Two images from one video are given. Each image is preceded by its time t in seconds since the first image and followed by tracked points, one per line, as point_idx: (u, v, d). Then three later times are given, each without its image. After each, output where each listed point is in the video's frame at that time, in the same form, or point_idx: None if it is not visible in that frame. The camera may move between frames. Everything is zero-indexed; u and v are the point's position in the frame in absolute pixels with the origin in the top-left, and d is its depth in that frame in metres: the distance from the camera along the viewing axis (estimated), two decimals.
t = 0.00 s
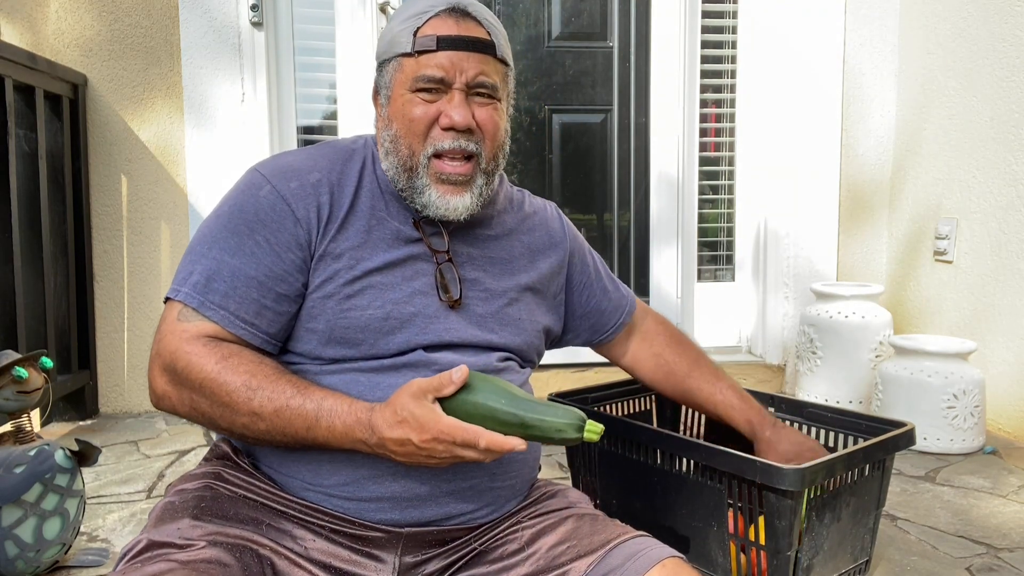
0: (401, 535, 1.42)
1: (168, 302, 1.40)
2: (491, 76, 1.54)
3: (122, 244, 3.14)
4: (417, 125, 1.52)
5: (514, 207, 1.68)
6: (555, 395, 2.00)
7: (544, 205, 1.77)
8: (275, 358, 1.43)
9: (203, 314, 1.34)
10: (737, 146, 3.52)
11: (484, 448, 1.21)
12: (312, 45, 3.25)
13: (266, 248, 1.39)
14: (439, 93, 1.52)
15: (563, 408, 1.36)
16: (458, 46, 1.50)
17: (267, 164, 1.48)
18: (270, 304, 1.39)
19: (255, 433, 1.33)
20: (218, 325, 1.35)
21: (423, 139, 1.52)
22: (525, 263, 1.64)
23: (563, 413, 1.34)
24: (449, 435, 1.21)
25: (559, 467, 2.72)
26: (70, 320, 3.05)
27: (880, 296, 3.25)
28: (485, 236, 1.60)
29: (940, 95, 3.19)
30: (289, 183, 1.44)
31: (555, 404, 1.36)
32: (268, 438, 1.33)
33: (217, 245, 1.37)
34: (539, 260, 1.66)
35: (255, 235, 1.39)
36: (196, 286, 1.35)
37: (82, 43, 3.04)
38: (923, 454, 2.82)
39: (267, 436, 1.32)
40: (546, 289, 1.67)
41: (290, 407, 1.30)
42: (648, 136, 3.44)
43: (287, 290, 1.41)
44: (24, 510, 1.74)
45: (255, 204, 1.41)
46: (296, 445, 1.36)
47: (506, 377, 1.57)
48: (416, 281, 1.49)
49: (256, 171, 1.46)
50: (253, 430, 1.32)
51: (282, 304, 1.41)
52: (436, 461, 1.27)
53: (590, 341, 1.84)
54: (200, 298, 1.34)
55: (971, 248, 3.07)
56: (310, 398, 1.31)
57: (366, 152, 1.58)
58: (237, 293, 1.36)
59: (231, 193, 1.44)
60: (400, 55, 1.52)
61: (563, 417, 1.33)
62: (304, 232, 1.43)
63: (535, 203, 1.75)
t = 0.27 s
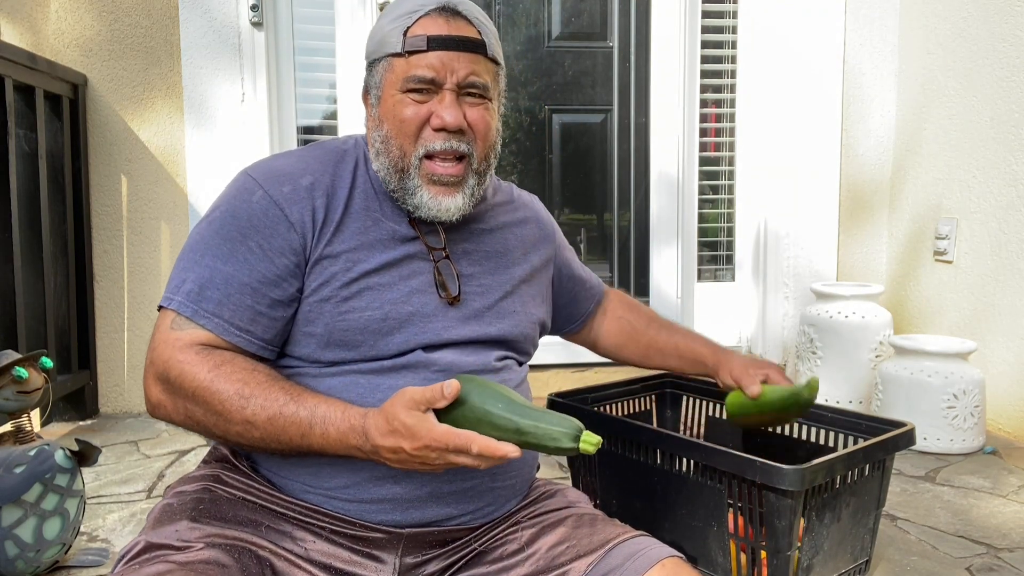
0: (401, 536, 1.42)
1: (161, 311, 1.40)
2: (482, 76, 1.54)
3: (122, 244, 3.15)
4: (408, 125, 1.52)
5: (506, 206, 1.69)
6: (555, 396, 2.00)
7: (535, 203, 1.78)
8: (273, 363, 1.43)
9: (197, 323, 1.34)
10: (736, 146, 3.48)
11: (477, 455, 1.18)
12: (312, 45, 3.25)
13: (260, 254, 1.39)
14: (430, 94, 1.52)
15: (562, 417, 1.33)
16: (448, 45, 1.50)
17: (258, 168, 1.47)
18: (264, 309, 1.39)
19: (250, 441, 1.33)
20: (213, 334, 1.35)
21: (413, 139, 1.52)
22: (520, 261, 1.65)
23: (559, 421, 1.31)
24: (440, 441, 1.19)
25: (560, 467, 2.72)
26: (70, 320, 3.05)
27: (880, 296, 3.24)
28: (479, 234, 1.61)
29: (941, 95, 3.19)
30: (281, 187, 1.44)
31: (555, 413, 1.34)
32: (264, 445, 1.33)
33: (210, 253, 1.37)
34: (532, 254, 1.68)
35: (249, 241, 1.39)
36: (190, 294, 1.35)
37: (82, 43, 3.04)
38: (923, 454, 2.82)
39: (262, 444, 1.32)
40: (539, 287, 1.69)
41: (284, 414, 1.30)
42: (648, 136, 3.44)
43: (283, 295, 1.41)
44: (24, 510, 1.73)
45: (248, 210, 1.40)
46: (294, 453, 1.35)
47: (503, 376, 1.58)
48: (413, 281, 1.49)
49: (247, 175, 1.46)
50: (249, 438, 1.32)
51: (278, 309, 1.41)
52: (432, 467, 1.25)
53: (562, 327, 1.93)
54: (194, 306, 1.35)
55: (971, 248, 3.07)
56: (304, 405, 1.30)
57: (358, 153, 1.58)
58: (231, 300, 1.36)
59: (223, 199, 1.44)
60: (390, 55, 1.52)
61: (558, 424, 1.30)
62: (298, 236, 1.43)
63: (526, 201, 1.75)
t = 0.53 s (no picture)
0: (399, 536, 1.42)
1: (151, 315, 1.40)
2: (468, 74, 1.54)
3: (122, 244, 3.15)
4: (393, 124, 1.51)
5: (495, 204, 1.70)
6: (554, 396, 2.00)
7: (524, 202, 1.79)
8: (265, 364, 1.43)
9: (187, 324, 1.34)
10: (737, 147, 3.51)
11: (456, 433, 1.18)
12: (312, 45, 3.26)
13: (250, 254, 1.39)
14: (415, 93, 1.51)
15: (546, 390, 1.29)
16: (433, 44, 1.50)
17: (244, 169, 1.47)
18: (254, 310, 1.39)
19: (240, 438, 1.34)
20: (203, 335, 1.35)
21: (398, 138, 1.52)
22: (510, 257, 1.65)
23: (541, 393, 1.27)
24: (422, 427, 1.18)
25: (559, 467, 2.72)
26: (70, 320, 3.05)
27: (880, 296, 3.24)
28: (470, 231, 1.62)
29: (941, 95, 3.19)
30: (269, 187, 1.44)
31: (539, 388, 1.30)
32: (253, 440, 1.33)
33: (199, 255, 1.37)
34: (522, 251, 1.69)
35: (238, 242, 1.39)
36: (180, 297, 1.35)
37: (82, 43, 3.04)
38: (923, 454, 2.82)
39: (252, 438, 1.33)
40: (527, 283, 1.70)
41: (271, 410, 1.30)
42: (648, 136, 3.44)
43: (273, 294, 1.41)
44: (24, 510, 1.73)
45: (236, 210, 1.40)
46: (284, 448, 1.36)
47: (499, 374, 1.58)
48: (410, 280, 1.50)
49: (233, 176, 1.45)
50: (239, 434, 1.33)
51: (269, 309, 1.41)
52: (419, 454, 1.25)
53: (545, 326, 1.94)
54: (183, 309, 1.34)
55: (971, 248, 3.07)
56: (291, 399, 1.31)
57: (345, 152, 1.58)
58: (222, 301, 1.36)
59: (210, 201, 1.43)
60: (376, 54, 1.52)
61: (540, 394, 1.26)
62: (288, 236, 1.43)
63: (512, 198, 1.76)
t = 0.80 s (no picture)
0: (389, 536, 1.42)
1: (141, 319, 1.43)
2: (447, 73, 1.52)
3: (122, 244, 3.15)
4: (373, 124, 1.51)
5: (486, 201, 1.69)
6: (553, 396, 2.01)
7: (519, 198, 1.77)
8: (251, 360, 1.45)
9: (171, 325, 1.36)
10: (737, 146, 3.45)
11: (409, 421, 1.14)
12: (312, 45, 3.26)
13: (232, 254, 1.41)
14: (394, 93, 1.50)
15: (500, 379, 1.20)
16: (410, 44, 1.48)
17: (226, 172, 1.49)
18: (237, 308, 1.41)
19: (224, 431, 1.34)
20: (187, 335, 1.36)
21: (379, 139, 1.51)
22: (501, 255, 1.63)
23: (489, 383, 1.18)
24: (382, 407, 1.14)
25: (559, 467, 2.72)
26: (70, 320, 3.05)
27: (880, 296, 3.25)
28: (460, 228, 1.61)
29: (940, 95, 3.19)
30: (250, 188, 1.46)
31: (495, 376, 1.21)
32: (235, 431, 1.33)
33: (182, 257, 1.39)
34: (511, 249, 1.66)
35: (220, 242, 1.41)
36: (165, 299, 1.37)
37: (82, 43, 3.04)
38: (923, 454, 2.81)
39: (233, 429, 1.33)
40: (517, 282, 1.65)
41: (248, 399, 1.30)
42: (648, 136, 3.45)
43: (256, 293, 1.43)
44: (24, 510, 1.73)
45: (217, 212, 1.42)
46: (268, 438, 1.36)
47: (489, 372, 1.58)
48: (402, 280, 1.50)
49: (216, 179, 1.48)
50: (222, 427, 1.33)
51: (252, 308, 1.43)
52: (392, 434, 1.21)
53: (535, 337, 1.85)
54: (167, 309, 1.36)
55: (971, 248, 3.07)
56: (266, 387, 1.30)
57: (328, 152, 1.60)
58: (205, 301, 1.38)
59: (193, 206, 1.46)
60: (355, 54, 1.51)
61: (486, 385, 1.17)
62: (268, 235, 1.45)
63: (506, 195, 1.74)
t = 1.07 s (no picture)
0: (373, 539, 1.43)
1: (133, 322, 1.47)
2: (432, 74, 1.51)
3: (122, 244, 3.15)
4: (357, 127, 1.51)
5: (481, 199, 1.65)
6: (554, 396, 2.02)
7: (523, 191, 1.72)
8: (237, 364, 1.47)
9: (157, 331, 1.39)
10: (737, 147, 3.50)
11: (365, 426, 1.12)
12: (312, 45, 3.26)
13: (216, 261, 1.43)
14: (379, 95, 1.50)
15: (447, 400, 1.12)
16: (395, 44, 1.48)
17: (213, 177, 1.51)
18: (222, 314, 1.43)
19: (208, 432, 1.37)
20: (171, 341, 1.39)
21: (363, 142, 1.51)
22: (493, 256, 1.60)
23: (430, 407, 1.11)
24: (343, 405, 1.14)
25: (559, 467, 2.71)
26: (71, 320, 3.04)
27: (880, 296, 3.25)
28: (450, 230, 1.59)
29: (940, 95, 3.19)
30: (233, 193, 1.47)
31: (443, 394, 1.14)
32: (219, 432, 1.36)
33: (168, 263, 1.42)
34: (503, 253, 1.61)
35: (204, 248, 1.43)
36: (151, 305, 1.40)
37: (82, 43, 3.04)
38: (924, 454, 2.81)
39: (217, 431, 1.36)
40: (506, 284, 1.60)
41: (228, 399, 1.33)
42: (648, 136, 3.44)
43: (239, 299, 1.45)
44: (24, 510, 1.72)
45: (201, 218, 1.44)
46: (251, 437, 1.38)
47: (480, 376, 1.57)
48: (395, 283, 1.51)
49: (203, 185, 1.50)
50: (206, 429, 1.36)
51: (236, 314, 1.45)
52: (359, 432, 1.21)
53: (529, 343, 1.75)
54: (152, 316, 1.39)
55: (971, 248, 3.07)
56: (246, 386, 1.33)
57: (316, 155, 1.60)
58: (189, 307, 1.40)
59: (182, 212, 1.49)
60: (339, 55, 1.51)
61: (425, 409, 1.10)
62: (251, 241, 1.46)
63: (505, 189, 1.69)
